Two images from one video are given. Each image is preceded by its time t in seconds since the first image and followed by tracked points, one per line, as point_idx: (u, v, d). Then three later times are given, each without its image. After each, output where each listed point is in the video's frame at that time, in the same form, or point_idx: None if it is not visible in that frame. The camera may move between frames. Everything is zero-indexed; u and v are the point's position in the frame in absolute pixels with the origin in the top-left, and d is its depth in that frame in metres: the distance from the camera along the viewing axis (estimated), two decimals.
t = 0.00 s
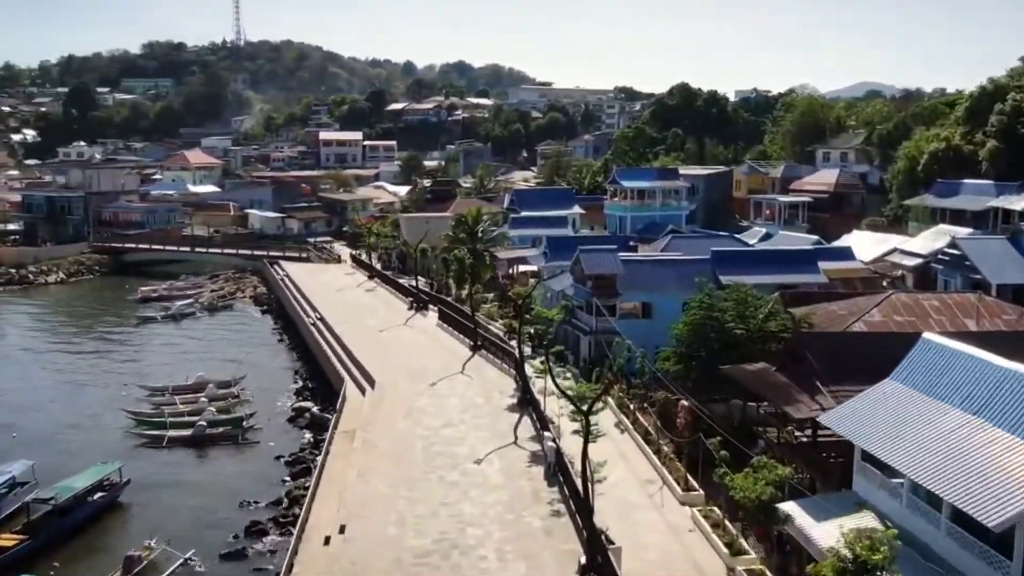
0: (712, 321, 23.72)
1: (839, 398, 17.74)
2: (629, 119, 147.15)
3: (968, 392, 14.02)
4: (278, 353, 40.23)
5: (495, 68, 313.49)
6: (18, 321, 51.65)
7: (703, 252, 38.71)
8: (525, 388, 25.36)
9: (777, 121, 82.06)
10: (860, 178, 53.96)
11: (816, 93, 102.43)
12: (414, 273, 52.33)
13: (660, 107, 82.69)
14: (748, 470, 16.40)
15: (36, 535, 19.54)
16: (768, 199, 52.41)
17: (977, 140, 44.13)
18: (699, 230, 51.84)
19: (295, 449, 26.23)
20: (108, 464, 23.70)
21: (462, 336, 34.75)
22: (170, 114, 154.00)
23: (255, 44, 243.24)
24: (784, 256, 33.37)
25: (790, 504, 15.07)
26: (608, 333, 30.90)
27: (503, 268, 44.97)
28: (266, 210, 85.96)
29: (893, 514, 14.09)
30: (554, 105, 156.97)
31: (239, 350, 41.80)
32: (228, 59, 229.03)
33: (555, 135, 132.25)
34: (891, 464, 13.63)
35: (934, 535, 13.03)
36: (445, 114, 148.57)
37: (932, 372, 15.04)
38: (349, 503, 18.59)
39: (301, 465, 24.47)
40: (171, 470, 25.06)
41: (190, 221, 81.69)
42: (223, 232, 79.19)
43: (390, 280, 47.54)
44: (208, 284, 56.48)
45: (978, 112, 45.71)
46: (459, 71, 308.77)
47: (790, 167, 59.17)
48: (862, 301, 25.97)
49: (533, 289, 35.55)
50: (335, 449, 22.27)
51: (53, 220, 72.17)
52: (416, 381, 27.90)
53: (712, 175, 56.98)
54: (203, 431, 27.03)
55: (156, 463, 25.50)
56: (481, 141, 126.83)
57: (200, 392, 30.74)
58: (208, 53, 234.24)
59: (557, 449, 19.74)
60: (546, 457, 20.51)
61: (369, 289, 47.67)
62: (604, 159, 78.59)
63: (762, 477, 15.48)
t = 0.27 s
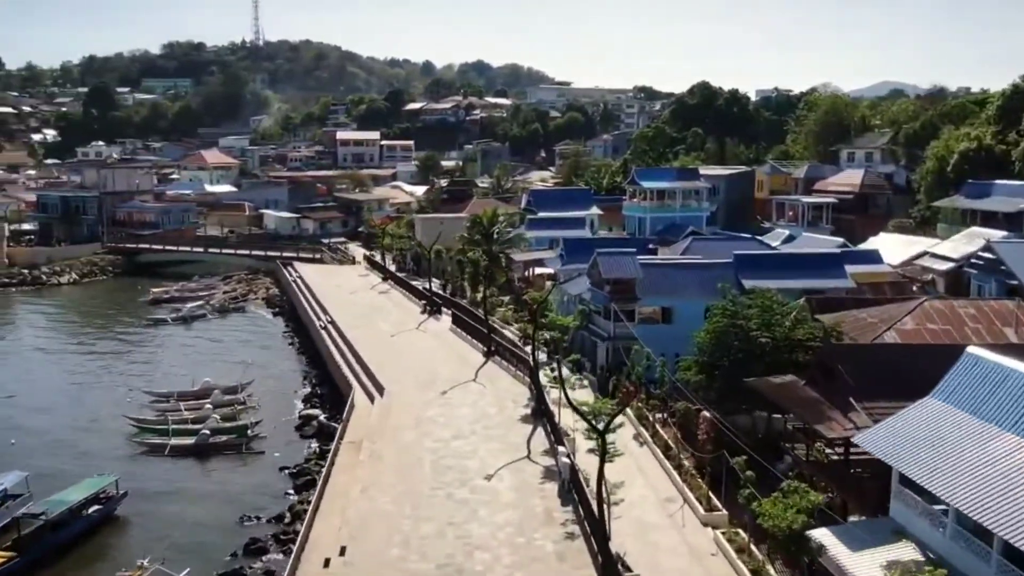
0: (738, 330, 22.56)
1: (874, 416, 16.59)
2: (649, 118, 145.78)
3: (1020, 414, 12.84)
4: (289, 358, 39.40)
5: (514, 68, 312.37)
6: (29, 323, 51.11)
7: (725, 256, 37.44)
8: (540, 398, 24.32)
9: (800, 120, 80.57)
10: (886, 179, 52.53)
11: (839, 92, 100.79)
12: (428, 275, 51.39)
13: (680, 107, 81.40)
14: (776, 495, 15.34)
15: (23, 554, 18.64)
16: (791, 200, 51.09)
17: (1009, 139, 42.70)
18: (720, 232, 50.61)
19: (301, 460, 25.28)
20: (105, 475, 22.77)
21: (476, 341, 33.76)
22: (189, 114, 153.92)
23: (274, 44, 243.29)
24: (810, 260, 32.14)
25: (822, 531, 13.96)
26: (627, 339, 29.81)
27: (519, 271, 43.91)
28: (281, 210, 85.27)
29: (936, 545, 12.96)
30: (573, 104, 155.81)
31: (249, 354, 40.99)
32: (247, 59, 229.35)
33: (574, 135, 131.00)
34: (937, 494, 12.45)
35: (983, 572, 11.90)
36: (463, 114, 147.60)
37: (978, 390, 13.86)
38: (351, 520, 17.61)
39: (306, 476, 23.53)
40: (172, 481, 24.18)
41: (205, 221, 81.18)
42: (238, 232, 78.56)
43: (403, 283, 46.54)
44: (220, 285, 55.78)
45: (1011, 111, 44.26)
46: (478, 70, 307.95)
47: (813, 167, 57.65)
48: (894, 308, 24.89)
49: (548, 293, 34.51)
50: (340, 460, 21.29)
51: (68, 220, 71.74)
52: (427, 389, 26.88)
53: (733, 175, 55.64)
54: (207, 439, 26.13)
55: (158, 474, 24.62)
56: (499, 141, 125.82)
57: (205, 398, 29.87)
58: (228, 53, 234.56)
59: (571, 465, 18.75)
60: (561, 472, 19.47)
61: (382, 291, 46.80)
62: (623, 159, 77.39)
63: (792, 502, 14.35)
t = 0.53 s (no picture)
0: (769, 343, 21.15)
1: (920, 441, 15.22)
2: (672, 118, 144.05)
3: None
4: (300, 365, 38.42)
5: (535, 67, 310.97)
6: (41, 325, 50.46)
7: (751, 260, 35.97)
8: (556, 411, 23.07)
9: (827, 120, 78.79)
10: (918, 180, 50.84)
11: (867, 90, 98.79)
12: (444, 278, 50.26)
13: (704, 106, 79.85)
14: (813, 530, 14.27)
15: None
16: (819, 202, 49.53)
17: None
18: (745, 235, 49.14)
19: (307, 474, 24.19)
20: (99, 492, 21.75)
21: (490, 348, 32.57)
22: (210, 114, 153.74)
23: (295, 44, 243.27)
24: (841, 264, 30.63)
25: (866, 568, 12.77)
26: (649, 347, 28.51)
27: (537, 274, 42.66)
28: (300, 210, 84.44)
29: None
30: (595, 103, 154.37)
31: (260, 360, 40.05)
32: (269, 59, 229.40)
33: (596, 135, 129.49)
34: (1002, 538, 10.93)
35: None
36: (484, 113, 146.46)
37: None
38: (351, 545, 16.46)
39: (311, 493, 22.41)
40: (171, 496, 23.15)
41: (222, 222, 80.51)
42: (255, 233, 77.82)
43: (419, 286, 45.39)
44: (234, 287, 54.95)
45: None
46: (499, 70, 306.79)
47: (842, 167, 55.83)
48: (933, 316, 23.45)
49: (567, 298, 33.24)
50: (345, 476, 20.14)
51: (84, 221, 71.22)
52: (439, 399, 25.67)
53: (758, 176, 54.15)
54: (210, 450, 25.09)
55: (157, 488, 23.59)
56: (520, 141, 124.57)
57: (210, 407, 28.86)
58: (249, 53, 234.74)
59: (589, 487, 17.56)
60: (577, 494, 18.24)
61: (397, 295, 45.74)
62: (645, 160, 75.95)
63: (833, 540, 13.50)
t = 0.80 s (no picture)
0: (800, 355, 19.88)
1: (970, 469, 13.94)
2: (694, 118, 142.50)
3: None
4: (311, 370, 37.51)
5: (556, 67, 309.80)
6: (53, 326, 49.85)
7: (777, 264, 34.67)
8: (573, 424, 21.93)
9: (853, 119, 77.21)
10: (949, 181, 49.27)
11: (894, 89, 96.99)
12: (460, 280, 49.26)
13: (727, 105, 78.42)
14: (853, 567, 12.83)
15: None
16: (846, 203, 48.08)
17: None
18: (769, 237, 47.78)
19: (312, 488, 23.19)
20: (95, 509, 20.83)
21: (505, 355, 31.51)
22: (229, 114, 153.56)
23: (316, 44, 243.36)
24: (872, 269, 29.32)
25: None
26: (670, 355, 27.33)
27: (555, 277, 41.51)
28: (317, 211, 83.70)
29: None
30: (616, 103, 153.04)
31: (271, 364, 39.18)
32: (290, 59, 229.42)
33: (617, 134, 128.07)
34: None
35: None
36: (503, 113, 145.36)
37: None
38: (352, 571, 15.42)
39: (315, 508, 21.40)
40: (171, 511, 22.23)
41: (239, 222, 79.96)
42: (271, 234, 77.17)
43: (434, 289, 44.34)
44: (248, 289, 54.22)
45: None
46: (519, 70, 305.84)
47: (871, 168, 53.46)
48: (975, 326, 22.10)
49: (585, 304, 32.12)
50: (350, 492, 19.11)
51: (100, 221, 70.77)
52: (450, 410, 24.57)
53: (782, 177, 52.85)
54: (214, 461, 24.16)
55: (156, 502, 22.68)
56: (539, 141, 123.46)
57: (215, 416, 27.94)
58: (270, 53, 235.02)
59: (606, 511, 16.43)
60: (595, 516, 17.12)
61: (411, 298, 44.78)
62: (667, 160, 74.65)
63: None
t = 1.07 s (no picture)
0: (829, 367, 18.72)
1: None
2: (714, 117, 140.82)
3: None
4: (321, 377, 36.60)
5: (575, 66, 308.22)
6: (64, 328, 49.27)
7: (802, 268, 33.41)
8: (588, 439, 20.80)
9: (878, 118, 75.52)
10: (979, 182, 47.68)
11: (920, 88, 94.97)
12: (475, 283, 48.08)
13: (748, 104, 76.94)
14: None
15: None
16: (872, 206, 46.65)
17: None
18: (793, 239, 46.37)
19: (315, 504, 22.22)
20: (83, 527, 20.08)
21: (518, 362, 30.44)
22: (248, 114, 153.29)
23: (335, 44, 243.18)
24: (904, 273, 27.94)
25: None
26: (692, 364, 26.13)
27: (572, 281, 40.39)
28: (333, 211, 82.91)
29: None
30: (636, 102, 151.52)
31: (280, 369, 38.31)
32: (309, 60, 229.33)
33: (636, 135, 126.66)
34: None
35: None
36: (522, 113, 144.22)
37: None
38: None
39: (316, 526, 20.40)
40: (167, 528, 21.31)
41: (254, 222, 79.31)
42: (286, 234, 76.44)
43: (448, 292, 43.35)
44: (261, 291, 53.42)
45: None
46: (539, 70, 304.48)
47: (896, 168, 52.06)
48: (1017, 337, 20.84)
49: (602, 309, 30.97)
50: (352, 510, 18.05)
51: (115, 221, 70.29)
52: (460, 422, 23.53)
53: (806, 178, 51.54)
54: (213, 472, 23.23)
55: (153, 518, 21.79)
56: (558, 141, 122.21)
57: (218, 425, 27.02)
58: (290, 53, 235.15)
59: (624, 537, 15.31)
60: (611, 541, 15.99)
61: (424, 301, 43.79)
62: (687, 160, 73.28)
63: None
